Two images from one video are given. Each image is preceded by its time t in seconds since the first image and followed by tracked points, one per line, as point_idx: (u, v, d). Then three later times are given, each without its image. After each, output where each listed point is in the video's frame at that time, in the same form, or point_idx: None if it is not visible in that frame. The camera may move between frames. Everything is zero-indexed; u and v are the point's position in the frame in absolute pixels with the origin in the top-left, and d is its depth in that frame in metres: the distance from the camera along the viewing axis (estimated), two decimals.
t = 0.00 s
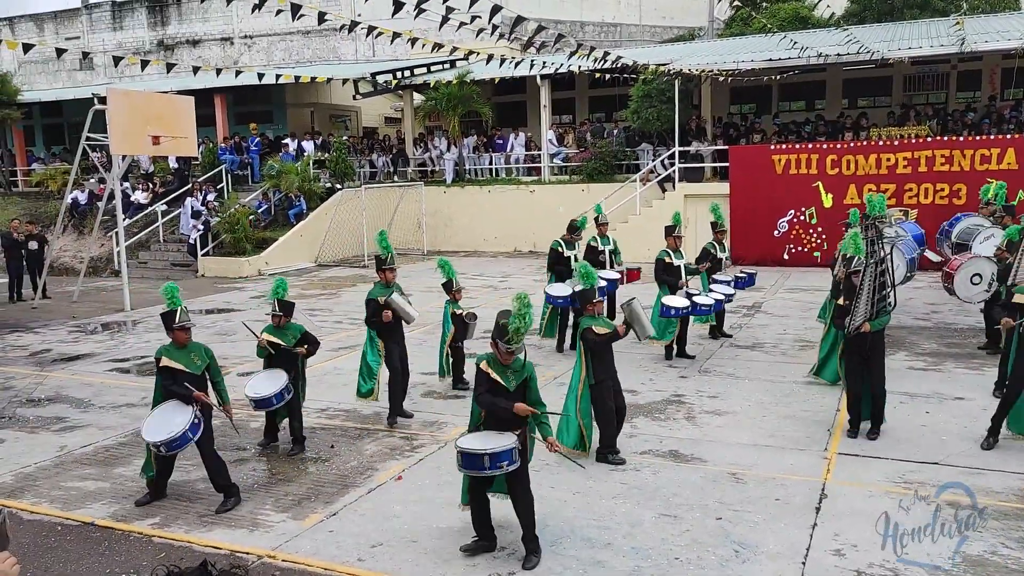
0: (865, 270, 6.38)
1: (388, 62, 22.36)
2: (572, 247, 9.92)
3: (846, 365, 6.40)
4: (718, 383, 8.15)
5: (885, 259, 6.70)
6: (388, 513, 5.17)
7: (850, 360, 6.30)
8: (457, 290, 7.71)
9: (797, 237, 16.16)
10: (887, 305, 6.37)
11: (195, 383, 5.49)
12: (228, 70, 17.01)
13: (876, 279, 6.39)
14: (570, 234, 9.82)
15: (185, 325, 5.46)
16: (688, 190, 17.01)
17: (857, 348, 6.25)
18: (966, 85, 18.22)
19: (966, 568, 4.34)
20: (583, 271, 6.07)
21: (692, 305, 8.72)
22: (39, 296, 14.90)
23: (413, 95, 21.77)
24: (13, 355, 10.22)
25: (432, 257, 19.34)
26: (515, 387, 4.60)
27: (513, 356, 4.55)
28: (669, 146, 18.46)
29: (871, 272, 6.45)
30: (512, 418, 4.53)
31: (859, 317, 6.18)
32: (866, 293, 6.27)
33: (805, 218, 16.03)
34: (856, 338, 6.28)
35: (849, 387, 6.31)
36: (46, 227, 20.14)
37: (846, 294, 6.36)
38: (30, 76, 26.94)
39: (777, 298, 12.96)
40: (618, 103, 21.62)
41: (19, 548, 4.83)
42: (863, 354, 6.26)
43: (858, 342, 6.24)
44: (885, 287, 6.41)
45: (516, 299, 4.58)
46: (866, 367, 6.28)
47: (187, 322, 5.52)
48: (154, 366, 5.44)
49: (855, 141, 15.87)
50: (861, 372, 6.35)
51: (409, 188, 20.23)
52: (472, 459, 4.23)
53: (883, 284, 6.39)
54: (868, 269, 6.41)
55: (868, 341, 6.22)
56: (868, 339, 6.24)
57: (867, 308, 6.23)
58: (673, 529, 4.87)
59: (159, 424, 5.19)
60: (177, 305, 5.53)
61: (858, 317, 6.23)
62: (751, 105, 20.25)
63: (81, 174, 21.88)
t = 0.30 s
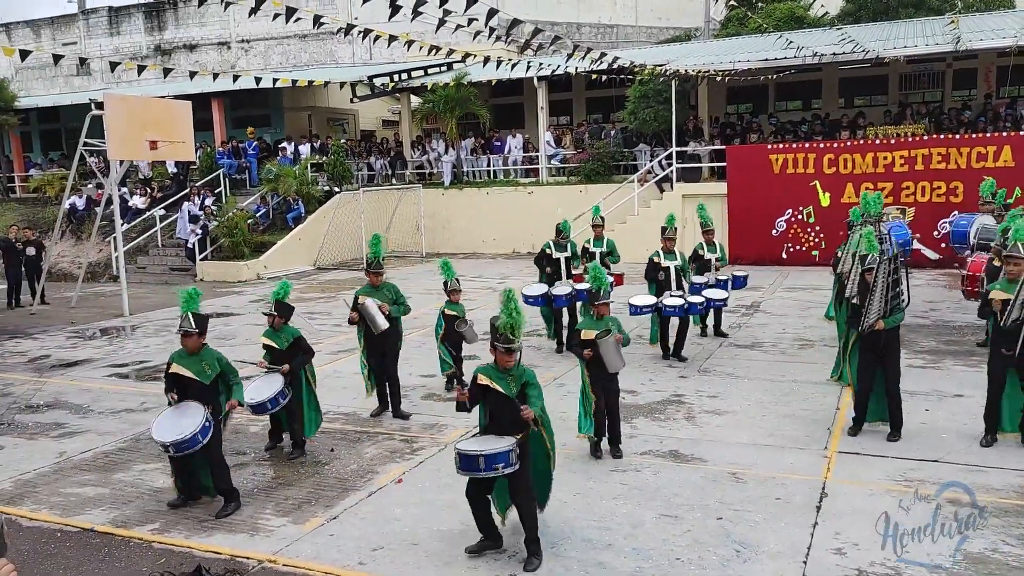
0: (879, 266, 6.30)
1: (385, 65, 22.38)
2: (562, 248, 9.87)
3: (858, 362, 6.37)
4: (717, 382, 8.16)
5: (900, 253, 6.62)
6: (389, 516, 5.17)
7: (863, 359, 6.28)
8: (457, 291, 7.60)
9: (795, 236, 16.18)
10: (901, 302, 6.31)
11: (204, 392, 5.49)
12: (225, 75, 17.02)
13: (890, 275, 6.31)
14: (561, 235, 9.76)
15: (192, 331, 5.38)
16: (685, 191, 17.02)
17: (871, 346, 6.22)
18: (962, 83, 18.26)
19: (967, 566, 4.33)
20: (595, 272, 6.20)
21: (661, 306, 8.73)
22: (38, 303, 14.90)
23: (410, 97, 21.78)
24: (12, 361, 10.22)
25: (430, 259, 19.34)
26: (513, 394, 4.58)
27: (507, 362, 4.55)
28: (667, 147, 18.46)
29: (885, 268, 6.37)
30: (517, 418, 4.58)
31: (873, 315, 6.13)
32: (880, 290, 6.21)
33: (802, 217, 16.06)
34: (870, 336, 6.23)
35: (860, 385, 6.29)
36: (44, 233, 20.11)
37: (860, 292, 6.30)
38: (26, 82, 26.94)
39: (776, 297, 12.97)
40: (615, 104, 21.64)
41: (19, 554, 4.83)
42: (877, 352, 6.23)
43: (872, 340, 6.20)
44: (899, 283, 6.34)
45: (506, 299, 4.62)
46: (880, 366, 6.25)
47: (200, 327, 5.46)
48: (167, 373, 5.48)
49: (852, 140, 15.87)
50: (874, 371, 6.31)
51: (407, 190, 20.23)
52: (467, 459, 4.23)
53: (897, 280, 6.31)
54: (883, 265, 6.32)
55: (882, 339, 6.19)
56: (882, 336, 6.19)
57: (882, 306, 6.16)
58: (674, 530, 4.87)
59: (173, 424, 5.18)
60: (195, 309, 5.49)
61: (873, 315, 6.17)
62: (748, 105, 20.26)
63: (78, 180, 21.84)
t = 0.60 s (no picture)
0: (881, 264, 6.25)
1: (381, 68, 22.39)
2: (557, 250, 9.71)
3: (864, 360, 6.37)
4: (718, 381, 8.16)
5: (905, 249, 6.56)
6: (391, 519, 5.16)
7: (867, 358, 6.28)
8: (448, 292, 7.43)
9: (794, 234, 16.20)
10: (904, 300, 6.27)
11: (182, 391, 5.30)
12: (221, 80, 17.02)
13: (893, 273, 6.28)
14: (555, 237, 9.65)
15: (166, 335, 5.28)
16: (684, 190, 17.02)
17: (874, 345, 6.22)
18: (959, 78, 18.29)
19: (969, 563, 4.33)
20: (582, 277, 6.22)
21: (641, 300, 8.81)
22: (37, 310, 14.90)
23: (408, 100, 21.77)
24: (13, 368, 10.22)
25: (430, 262, 19.34)
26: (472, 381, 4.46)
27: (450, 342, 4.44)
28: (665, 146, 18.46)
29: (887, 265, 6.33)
30: (490, 413, 4.49)
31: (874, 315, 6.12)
32: (881, 289, 6.17)
33: (801, 214, 16.07)
34: (873, 335, 6.22)
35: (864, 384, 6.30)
36: (43, 240, 20.11)
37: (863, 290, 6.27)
38: (24, 90, 26.95)
39: (775, 295, 12.97)
40: (612, 104, 21.65)
41: (21, 562, 4.82)
42: (881, 351, 6.21)
43: (874, 339, 6.20)
44: (903, 281, 6.30)
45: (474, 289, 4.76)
46: (884, 365, 6.24)
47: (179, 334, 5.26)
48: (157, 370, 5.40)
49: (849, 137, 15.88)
50: (879, 370, 6.29)
51: (405, 193, 20.23)
52: (435, 462, 4.26)
53: (900, 277, 6.27)
54: (885, 263, 6.28)
55: (885, 338, 6.17)
56: (885, 335, 6.18)
57: (883, 305, 6.15)
58: (675, 530, 4.87)
59: (156, 433, 5.15)
60: (178, 316, 5.28)
61: (875, 314, 6.16)
62: (745, 103, 20.26)
63: (76, 186, 21.85)
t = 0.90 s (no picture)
0: (858, 267, 6.29)
1: (382, 70, 22.42)
2: (551, 253, 9.68)
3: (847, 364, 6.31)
4: (717, 384, 8.16)
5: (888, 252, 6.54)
6: (390, 521, 5.16)
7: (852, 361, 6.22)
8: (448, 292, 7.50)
9: (793, 237, 16.21)
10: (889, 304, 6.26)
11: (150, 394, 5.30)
12: (221, 81, 17.01)
13: (873, 275, 6.27)
14: (549, 239, 9.63)
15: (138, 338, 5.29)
16: (683, 193, 17.02)
17: (861, 348, 6.16)
18: (959, 82, 18.33)
19: (968, 566, 4.33)
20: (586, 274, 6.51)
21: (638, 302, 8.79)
22: (36, 310, 14.89)
23: (408, 102, 21.78)
24: (12, 369, 10.21)
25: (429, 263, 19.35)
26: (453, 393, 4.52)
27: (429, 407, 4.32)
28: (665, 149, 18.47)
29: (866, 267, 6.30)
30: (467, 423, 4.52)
31: (858, 317, 6.10)
32: (863, 291, 6.18)
33: (800, 217, 16.08)
34: (858, 339, 6.18)
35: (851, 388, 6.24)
36: (43, 240, 20.11)
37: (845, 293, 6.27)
38: (25, 90, 26.96)
39: (775, 298, 12.97)
40: (612, 106, 21.67)
41: (19, 563, 4.81)
42: (867, 355, 6.17)
43: (860, 342, 6.14)
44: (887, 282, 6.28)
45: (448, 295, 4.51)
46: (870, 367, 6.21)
47: (145, 336, 5.27)
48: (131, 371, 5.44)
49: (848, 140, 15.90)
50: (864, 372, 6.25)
51: (405, 194, 20.22)
52: (394, 451, 4.35)
53: (881, 280, 6.27)
54: (864, 265, 6.28)
55: (870, 341, 6.14)
56: (870, 338, 6.14)
57: (866, 307, 6.11)
58: (674, 532, 4.87)
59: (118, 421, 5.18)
60: (141, 318, 5.26)
61: (859, 317, 6.12)
62: (745, 106, 20.29)
63: (76, 187, 21.84)
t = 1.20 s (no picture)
0: (837, 269, 6.42)
1: (381, 73, 22.46)
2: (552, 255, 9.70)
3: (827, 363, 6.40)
4: (717, 385, 8.17)
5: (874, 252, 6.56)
6: (391, 524, 5.16)
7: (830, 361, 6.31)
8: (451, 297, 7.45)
9: (793, 237, 16.21)
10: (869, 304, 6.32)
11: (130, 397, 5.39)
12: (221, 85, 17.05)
13: (850, 276, 6.33)
14: (548, 239, 9.62)
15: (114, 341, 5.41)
16: (683, 194, 17.03)
17: (836, 348, 6.24)
18: (957, 81, 18.36)
19: (968, 565, 4.34)
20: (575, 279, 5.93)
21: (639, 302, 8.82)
22: (36, 315, 14.90)
23: (407, 104, 21.79)
24: (12, 374, 10.21)
25: (429, 266, 19.37)
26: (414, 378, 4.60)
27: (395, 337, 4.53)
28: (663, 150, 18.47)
29: (846, 267, 6.38)
30: (435, 421, 4.57)
31: (834, 317, 6.18)
32: (839, 291, 6.27)
33: (800, 217, 16.10)
34: (835, 339, 6.27)
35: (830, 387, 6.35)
36: (42, 245, 20.13)
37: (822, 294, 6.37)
38: (23, 95, 26.99)
39: (774, 298, 12.98)
40: (611, 108, 21.71)
41: (21, 567, 4.82)
42: (843, 354, 6.25)
43: (836, 341, 6.22)
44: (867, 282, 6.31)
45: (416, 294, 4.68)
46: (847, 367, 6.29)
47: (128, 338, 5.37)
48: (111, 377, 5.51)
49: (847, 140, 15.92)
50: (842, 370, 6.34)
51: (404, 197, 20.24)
52: (378, 469, 4.36)
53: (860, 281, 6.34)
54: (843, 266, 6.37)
55: (846, 341, 6.22)
56: (846, 338, 6.21)
57: (842, 307, 6.20)
58: (675, 532, 4.88)
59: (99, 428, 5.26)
60: (122, 317, 5.40)
61: (835, 316, 6.22)
62: (744, 107, 20.32)
63: (76, 192, 21.86)
